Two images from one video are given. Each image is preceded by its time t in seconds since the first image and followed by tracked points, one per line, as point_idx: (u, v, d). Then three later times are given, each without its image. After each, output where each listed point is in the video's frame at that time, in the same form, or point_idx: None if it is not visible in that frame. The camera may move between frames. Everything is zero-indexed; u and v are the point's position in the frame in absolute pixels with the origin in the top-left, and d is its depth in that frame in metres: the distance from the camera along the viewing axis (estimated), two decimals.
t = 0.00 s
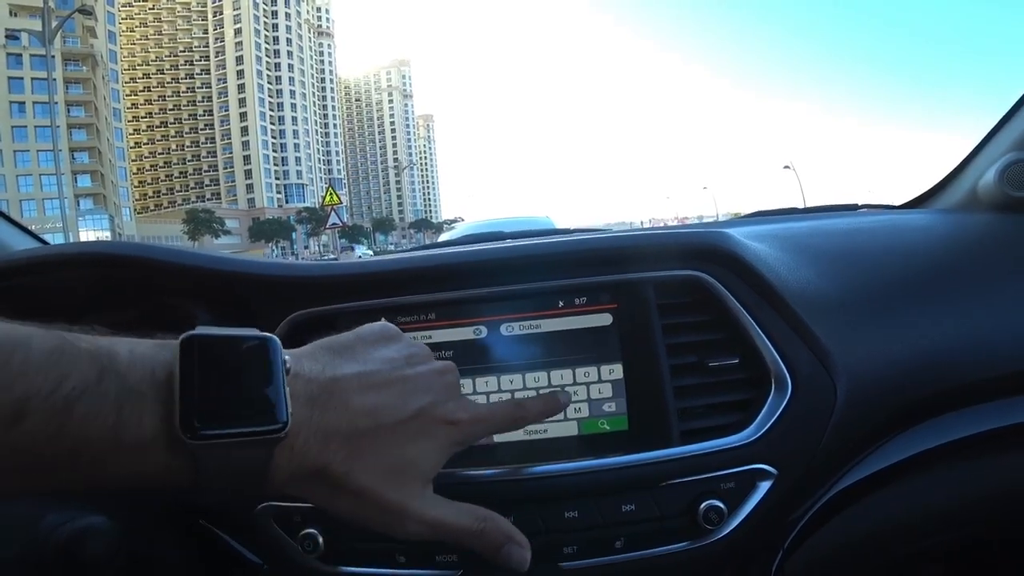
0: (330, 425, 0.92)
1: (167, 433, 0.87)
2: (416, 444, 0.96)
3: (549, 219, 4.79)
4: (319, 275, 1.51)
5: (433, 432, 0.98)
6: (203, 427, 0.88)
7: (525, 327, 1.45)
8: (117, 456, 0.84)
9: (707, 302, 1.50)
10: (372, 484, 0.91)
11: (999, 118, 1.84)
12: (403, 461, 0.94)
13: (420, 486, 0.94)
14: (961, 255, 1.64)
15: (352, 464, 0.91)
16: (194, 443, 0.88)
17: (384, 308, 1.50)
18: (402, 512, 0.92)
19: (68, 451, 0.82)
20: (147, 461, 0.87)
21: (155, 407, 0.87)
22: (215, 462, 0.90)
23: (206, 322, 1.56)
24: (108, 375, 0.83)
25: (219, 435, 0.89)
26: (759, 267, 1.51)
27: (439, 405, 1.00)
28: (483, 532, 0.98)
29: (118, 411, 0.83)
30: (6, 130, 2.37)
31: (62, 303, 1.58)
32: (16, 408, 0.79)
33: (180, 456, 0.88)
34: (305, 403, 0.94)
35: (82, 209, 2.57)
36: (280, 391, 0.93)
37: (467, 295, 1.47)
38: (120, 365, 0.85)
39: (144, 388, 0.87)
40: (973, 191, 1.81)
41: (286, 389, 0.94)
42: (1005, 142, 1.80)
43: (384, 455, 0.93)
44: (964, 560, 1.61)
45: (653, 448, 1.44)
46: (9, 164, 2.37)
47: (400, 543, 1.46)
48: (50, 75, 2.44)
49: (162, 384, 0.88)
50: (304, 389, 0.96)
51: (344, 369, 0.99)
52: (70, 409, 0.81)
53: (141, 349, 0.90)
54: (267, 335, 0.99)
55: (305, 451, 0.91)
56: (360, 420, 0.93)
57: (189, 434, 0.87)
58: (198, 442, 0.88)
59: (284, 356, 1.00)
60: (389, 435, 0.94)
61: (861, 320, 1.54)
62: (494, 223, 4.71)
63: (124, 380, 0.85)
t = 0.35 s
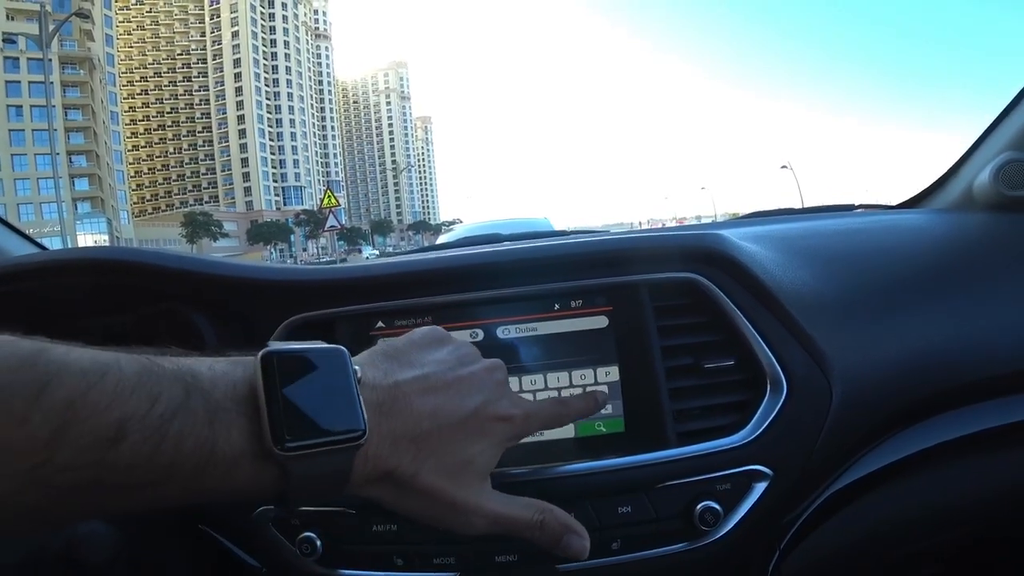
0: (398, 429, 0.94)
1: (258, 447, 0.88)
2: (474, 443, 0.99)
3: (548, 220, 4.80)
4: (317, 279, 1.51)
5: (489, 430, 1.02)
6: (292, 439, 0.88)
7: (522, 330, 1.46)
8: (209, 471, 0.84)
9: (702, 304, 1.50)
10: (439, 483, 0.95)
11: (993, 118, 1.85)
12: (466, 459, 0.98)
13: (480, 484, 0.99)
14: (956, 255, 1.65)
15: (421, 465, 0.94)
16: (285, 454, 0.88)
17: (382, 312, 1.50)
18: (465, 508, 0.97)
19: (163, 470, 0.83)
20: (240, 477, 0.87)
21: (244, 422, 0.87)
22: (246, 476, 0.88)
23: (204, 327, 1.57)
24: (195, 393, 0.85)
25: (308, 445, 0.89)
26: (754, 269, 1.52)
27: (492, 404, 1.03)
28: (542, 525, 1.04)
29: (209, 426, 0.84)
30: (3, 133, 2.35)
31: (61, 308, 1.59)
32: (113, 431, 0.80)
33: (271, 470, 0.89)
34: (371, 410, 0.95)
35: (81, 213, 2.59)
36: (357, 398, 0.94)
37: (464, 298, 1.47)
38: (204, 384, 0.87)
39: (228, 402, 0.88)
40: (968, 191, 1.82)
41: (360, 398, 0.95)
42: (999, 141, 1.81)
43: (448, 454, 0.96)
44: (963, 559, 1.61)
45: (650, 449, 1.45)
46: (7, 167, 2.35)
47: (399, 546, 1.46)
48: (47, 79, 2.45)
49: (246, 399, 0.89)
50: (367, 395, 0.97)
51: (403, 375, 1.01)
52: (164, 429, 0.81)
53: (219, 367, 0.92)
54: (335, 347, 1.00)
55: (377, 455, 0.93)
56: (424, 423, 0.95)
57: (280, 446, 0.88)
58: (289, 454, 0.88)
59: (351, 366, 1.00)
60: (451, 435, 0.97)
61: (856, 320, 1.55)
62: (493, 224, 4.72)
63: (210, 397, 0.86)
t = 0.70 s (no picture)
0: (400, 432, 0.95)
1: (261, 451, 0.88)
2: (475, 445, 1.01)
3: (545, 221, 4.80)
4: (315, 281, 1.52)
5: (489, 432, 1.03)
6: (295, 443, 0.89)
7: (519, 331, 1.46)
8: (214, 474, 0.84)
9: (699, 305, 1.50)
10: (440, 484, 0.96)
11: (988, 118, 1.85)
12: (467, 460, 0.99)
13: (480, 484, 1.00)
14: (951, 255, 1.66)
15: (422, 467, 0.95)
16: (289, 459, 0.88)
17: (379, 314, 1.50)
18: (466, 509, 0.98)
19: (170, 474, 0.82)
20: (244, 481, 0.87)
21: (247, 426, 0.88)
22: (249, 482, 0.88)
23: (201, 329, 1.57)
24: (199, 397, 0.85)
25: (312, 449, 0.89)
26: (750, 270, 1.52)
27: (491, 405, 1.05)
28: (541, 524, 1.05)
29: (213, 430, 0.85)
30: None
31: (59, 311, 1.59)
32: (118, 434, 0.79)
33: (275, 474, 0.89)
34: (372, 413, 0.96)
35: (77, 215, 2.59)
36: (360, 401, 0.94)
37: (461, 300, 1.48)
38: (207, 388, 0.87)
39: (232, 406, 0.88)
40: (963, 191, 1.82)
41: (363, 401, 0.95)
42: (993, 142, 1.81)
43: (450, 456, 0.97)
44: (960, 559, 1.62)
45: (646, 450, 1.45)
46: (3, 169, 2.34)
47: (396, 548, 1.46)
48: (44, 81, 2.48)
49: (249, 404, 0.89)
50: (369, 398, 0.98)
51: (404, 378, 1.02)
52: (169, 432, 0.81)
53: (222, 371, 0.92)
54: (339, 350, 1.00)
55: (379, 458, 0.94)
56: (426, 425, 0.96)
57: (283, 450, 0.88)
58: (292, 458, 0.88)
59: (354, 368, 1.00)
60: (452, 437, 0.98)
61: (853, 321, 1.55)
62: (490, 226, 4.72)
63: (214, 402, 0.87)
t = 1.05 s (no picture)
0: (362, 495, 0.87)
1: (183, 516, 0.80)
2: (457, 508, 0.92)
3: (543, 222, 4.81)
4: (311, 283, 1.51)
5: (474, 492, 0.95)
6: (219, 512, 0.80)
7: (515, 333, 1.46)
8: (131, 538, 0.77)
9: (696, 306, 1.51)
10: (411, 556, 0.86)
11: (985, 119, 1.86)
12: (445, 525, 0.90)
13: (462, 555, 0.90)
14: (946, 256, 1.66)
15: (387, 536, 0.86)
16: (210, 528, 0.80)
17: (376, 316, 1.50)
18: None
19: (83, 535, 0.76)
20: (163, 547, 0.80)
21: (172, 485, 0.80)
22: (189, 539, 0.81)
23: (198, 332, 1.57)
24: (124, 450, 0.79)
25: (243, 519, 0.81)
26: (747, 271, 1.52)
27: (479, 463, 0.97)
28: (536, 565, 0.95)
29: (134, 488, 0.78)
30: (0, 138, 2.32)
31: (57, 313, 1.60)
32: (28, 488, 0.74)
33: (198, 542, 0.81)
34: (335, 472, 0.89)
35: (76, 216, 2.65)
36: (304, 464, 0.86)
37: (457, 302, 1.48)
38: (136, 439, 0.81)
39: (160, 461, 0.81)
40: (961, 192, 1.83)
41: (311, 460, 0.87)
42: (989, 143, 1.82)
43: (421, 521, 0.88)
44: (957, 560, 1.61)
45: (643, 452, 1.45)
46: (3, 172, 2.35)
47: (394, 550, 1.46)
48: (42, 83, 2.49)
49: (180, 458, 0.82)
50: (333, 454, 0.91)
51: (375, 431, 0.95)
52: (84, 488, 0.76)
53: (160, 419, 0.86)
54: (294, 398, 0.91)
55: (337, 525, 0.85)
56: (395, 486, 0.89)
57: (207, 519, 0.80)
58: (219, 528, 0.80)
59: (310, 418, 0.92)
60: (426, 498, 0.90)
61: (849, 322, 1.56)
62: (488, 227, 4.72)
63: (141, 455, 0.80)
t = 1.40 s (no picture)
0: (335, 526, 0.90)
1: (137, 542, 0.80)
2: (439, 541, 0.97)
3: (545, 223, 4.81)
4: (315, 283, 1.51)
5: (454, 526, 1.01)
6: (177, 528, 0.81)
7: (521, 334, 1.46)
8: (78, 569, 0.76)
9: (701, 308, 1.51)
10: None
11: (988, 121, 1.85)
12: (429, 559, 0.94)
13: None
14: (951, 258, 1.66)
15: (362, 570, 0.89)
16: (166, 550, 0.80)
17: (381, 317, 1.50)
18: None
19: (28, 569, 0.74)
20: None
21: (127, 511, 0.81)
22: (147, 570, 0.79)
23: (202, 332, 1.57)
24: (77, 481, 0.80)
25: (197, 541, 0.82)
26: (752, 272, 1.52)
27: (459, 495, 1.04)
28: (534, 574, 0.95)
29: (84, 518, 0.78)
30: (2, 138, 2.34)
31: (62, 311, 1.60)
32: None
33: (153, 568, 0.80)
34: (307, 503, 0.91)
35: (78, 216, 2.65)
36: (267, 484, 0.88)
37: (462, 303, 1.48)
38: (93, 471, 0.82)
39: (114, 492, 0.82)
40: (964, 193, 1.83)
41: (277, 481, 0.90)
42: (992, 145, 1.81)
43: (401, 554, 0.92)
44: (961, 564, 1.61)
45: (649, 453, 1.45)
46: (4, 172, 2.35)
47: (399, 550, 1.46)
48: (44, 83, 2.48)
49: (137, 488, 0.83)
50: (306, 485, 0.93)
51: (348, 464, 0.99)
52: (33, 516, 0.76)
53: (119, 454, 0.88)
54: (259, 424, 0.96)
55: (309, 555, 0.87)
56: (370, 519, 0.93)
57: (161, 541, 0.80)
58: (172, 549, 0.80)
59: (277, 444, 0.96)
60: (406, 531, 0.95)
61: (853, 324, 1.56)
62: (490, 228, 4.72)
63: (95, 486, 0.81)
